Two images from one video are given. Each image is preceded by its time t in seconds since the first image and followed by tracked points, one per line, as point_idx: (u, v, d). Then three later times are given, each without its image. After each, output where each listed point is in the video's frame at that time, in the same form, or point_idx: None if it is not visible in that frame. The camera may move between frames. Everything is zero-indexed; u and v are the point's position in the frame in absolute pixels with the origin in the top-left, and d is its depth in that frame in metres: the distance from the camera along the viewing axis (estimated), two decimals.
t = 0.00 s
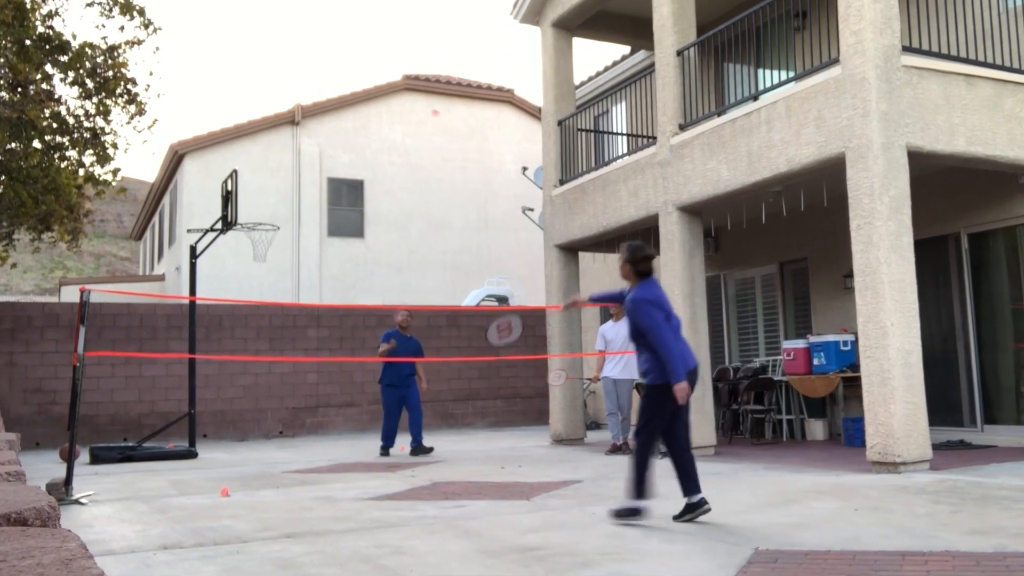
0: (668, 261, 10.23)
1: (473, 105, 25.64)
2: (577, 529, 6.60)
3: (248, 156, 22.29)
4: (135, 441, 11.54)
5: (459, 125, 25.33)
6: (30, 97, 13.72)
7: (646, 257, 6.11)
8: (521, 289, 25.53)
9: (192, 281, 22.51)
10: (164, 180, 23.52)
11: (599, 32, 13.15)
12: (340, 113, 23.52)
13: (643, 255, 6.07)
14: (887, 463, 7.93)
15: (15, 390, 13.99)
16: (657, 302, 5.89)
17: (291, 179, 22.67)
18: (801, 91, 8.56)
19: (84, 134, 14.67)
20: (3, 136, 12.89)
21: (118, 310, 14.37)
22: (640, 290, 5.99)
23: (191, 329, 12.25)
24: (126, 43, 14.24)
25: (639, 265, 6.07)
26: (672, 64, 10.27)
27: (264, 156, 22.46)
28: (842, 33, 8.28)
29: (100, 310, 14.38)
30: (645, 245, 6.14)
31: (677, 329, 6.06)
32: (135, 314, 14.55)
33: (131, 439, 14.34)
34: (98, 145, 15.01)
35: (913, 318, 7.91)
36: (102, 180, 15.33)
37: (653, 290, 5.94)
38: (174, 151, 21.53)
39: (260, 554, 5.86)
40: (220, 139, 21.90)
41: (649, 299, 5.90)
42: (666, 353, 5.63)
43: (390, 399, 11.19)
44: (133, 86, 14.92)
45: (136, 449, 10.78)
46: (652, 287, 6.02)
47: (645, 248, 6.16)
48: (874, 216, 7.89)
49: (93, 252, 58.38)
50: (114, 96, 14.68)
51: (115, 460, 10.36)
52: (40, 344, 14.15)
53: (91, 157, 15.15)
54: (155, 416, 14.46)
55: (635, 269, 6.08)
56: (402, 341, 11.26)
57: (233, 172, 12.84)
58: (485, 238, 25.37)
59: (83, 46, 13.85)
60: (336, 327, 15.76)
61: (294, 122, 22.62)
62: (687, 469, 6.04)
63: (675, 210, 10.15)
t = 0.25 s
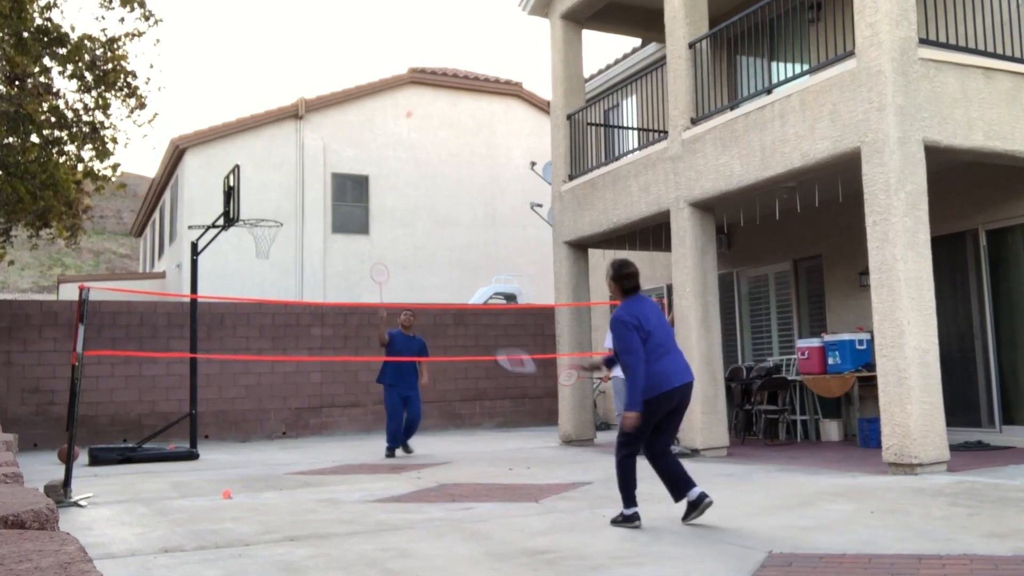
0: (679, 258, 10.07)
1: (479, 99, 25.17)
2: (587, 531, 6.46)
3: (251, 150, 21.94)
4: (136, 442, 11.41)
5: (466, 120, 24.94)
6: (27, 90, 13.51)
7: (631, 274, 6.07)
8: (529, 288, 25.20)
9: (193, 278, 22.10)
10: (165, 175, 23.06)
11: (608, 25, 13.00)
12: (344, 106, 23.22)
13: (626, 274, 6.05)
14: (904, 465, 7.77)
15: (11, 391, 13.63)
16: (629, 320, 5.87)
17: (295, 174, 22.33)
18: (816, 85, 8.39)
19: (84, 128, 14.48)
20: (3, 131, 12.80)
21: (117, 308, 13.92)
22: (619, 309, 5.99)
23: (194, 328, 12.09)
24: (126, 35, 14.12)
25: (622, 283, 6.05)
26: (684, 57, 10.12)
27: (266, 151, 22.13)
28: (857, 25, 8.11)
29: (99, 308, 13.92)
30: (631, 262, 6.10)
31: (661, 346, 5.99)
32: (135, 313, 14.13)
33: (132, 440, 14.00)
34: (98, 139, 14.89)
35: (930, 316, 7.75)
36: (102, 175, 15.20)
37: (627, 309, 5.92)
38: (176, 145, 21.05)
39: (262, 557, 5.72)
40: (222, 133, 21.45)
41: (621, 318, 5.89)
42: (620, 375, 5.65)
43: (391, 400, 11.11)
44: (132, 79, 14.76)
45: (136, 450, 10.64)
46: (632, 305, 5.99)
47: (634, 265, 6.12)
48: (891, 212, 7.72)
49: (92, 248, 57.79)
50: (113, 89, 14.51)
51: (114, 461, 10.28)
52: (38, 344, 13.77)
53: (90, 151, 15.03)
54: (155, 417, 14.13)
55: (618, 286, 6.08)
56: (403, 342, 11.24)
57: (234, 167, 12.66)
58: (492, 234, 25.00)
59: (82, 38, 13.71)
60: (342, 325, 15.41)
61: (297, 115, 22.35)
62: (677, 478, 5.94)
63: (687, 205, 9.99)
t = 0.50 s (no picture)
0: (691, 255, 9.91)
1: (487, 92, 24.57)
2: (597, 535, 6.31)
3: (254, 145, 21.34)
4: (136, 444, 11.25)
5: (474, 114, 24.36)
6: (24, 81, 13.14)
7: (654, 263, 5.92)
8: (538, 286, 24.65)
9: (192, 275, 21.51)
10: (164, 171, 22.63)
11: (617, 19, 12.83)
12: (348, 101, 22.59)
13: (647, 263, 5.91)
14: (921, 466, 7.60)
15: (9, 391, 13.41)
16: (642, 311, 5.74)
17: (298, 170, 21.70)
18: (831, 78, 8.22)
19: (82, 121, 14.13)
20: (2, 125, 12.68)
21: (117, 306, 13.67)
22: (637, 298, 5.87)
23: (195, 327, 11.90)
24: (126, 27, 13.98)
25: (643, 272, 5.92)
26: (696, 49, 9.97)
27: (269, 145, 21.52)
28: (873, 17, 7.93)
29: (99, 306, 13.69)
30: (656, 249, 5.94)
31: (678, 341, 5.83)
32: (135, 311, 13.88)
33: (131, 441, 13.76)
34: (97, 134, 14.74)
35: (948, 315, 7.58)
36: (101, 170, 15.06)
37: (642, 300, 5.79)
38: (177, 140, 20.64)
39: (265, 560, 5.57)
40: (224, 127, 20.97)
41: (634, 308, 5.78)
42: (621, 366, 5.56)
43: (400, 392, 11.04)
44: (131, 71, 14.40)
45: (136, 452, 10.50)
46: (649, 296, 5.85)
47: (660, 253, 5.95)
48: (908, 208, 7.55)
49: (91, 246, 57.29)
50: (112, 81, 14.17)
51: (114, 463, 10.13)
52: (35, 342, 13.56)
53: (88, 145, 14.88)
54: (156, 417, 13.90)
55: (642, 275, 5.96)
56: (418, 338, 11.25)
57: (237, 163, 12.48)
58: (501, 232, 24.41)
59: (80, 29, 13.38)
60: (346, 324, 15.13)
61: (301, 109, 21.76)
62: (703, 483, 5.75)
63: (699, 201, 9.82)
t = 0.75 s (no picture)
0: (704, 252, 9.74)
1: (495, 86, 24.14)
2: (608, 538, 6.16)
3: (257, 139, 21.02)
4: (136, 446, 11.15)
5: (481, 107, 23.96)
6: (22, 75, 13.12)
7: (690, 251, 5.71)
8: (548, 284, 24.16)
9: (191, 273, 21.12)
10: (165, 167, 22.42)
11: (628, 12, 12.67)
12: (352, 96, 22.21)
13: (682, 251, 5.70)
14: (939, 468, 7.43)
15: (6, 391, 13.28)
16: (674, 303, 5.56)
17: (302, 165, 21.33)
18: (846, 70, 8.05)
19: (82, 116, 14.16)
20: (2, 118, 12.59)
21: (116, 304, 13.55)
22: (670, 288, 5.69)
23: (196, 325, 11.78)
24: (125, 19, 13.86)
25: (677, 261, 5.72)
26: (709, 41, 9.81)
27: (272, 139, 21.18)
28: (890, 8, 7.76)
29: (98, 304, 13.58)
30: (694, 236, 5.72)
31: (712, 334, 5.63)
32: (135, 309, 13.74)
33: (131, 442, 13.58)
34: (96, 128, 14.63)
35: (966, 313, 7.41)
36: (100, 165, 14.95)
37: (674, 291, 5.60)
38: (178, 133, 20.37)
39: (267, 565, 5.42)
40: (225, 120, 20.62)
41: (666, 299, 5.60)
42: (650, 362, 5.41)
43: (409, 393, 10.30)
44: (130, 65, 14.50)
45: (136, 454, 10.39)
46: (682, 286, 5.66)
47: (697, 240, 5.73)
48: (925, 204, 7.38)
49: (89, 242, 56.60)
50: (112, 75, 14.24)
51: (113, 465, 10.06)
52: (34, 341, 13.44)
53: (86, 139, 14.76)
54: (157, 417, 13.70)
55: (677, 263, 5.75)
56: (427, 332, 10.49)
57: (239, 158, 12.35)
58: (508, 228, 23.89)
59: (80, 22, 13.35)
60: (350, 322, 14.99)
61: (304, 102, 21.38)
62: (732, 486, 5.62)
63: (712, 196, 9.65)
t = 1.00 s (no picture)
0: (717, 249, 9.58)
1: (504, 79, 23.67)
2: (618, 540, 6.02)
3: (260, 133, 20.66)
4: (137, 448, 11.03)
5: (489, 101, 23.48)
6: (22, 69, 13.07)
7: (713, 240, 5.45)
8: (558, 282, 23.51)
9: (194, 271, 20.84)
10: (165, 163, 22.27)
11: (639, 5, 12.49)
12: (358, 87, 21.80)
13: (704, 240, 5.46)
14: (957, 470, 7.26)
15: (3, 391, 13.05)
16: (689, 295, 5.34)
17: (306, 160, 20.95)
18: (863, 62, 7.88)
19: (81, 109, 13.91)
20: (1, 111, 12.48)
21: (115, 301, 13.39)
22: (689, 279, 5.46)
23: (198, 323, 11.63)
24: (124, 12, 13.73)
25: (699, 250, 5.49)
26: (723, 34, 9.64)
27: (275, 133, 20.79)
28: None
29: (97, 302, 13.40)
30: (721, 226, 5.45)
31: (730, 329, 5.39)
32: (135, 306, 13.59)
33: (131, 443, 13.41)
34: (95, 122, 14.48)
35: (986, 311, 7.24)
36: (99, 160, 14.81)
37: (690, 282, 5.38)
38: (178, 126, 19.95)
39: (271, 569, 5.26)
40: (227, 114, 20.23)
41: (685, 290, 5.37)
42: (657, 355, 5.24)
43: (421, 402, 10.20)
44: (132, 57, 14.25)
45: (137, 454, 10.29)
46: (701, 278, 5.42)
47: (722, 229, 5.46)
48: (944, 200, 7.20)
49: (86, 239, 55.81)
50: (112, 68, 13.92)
51: (114, 466, 9.99)
52: (32, 340, 13.20)
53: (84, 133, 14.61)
54: (157, 418, 13.56)
55: (703, 252, 5.50)
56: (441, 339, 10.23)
57: (242, 153, 12.22)
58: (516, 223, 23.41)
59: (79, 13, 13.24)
60: (355, 321, 14.86)
61: (308, 96, 20.98)
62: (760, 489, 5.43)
63: (726, 192, 9.48)
